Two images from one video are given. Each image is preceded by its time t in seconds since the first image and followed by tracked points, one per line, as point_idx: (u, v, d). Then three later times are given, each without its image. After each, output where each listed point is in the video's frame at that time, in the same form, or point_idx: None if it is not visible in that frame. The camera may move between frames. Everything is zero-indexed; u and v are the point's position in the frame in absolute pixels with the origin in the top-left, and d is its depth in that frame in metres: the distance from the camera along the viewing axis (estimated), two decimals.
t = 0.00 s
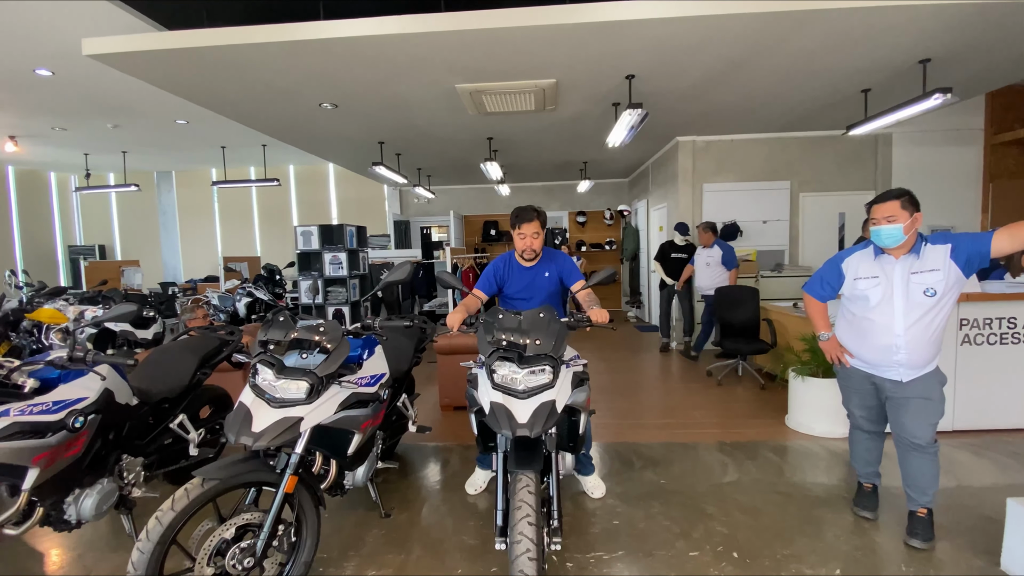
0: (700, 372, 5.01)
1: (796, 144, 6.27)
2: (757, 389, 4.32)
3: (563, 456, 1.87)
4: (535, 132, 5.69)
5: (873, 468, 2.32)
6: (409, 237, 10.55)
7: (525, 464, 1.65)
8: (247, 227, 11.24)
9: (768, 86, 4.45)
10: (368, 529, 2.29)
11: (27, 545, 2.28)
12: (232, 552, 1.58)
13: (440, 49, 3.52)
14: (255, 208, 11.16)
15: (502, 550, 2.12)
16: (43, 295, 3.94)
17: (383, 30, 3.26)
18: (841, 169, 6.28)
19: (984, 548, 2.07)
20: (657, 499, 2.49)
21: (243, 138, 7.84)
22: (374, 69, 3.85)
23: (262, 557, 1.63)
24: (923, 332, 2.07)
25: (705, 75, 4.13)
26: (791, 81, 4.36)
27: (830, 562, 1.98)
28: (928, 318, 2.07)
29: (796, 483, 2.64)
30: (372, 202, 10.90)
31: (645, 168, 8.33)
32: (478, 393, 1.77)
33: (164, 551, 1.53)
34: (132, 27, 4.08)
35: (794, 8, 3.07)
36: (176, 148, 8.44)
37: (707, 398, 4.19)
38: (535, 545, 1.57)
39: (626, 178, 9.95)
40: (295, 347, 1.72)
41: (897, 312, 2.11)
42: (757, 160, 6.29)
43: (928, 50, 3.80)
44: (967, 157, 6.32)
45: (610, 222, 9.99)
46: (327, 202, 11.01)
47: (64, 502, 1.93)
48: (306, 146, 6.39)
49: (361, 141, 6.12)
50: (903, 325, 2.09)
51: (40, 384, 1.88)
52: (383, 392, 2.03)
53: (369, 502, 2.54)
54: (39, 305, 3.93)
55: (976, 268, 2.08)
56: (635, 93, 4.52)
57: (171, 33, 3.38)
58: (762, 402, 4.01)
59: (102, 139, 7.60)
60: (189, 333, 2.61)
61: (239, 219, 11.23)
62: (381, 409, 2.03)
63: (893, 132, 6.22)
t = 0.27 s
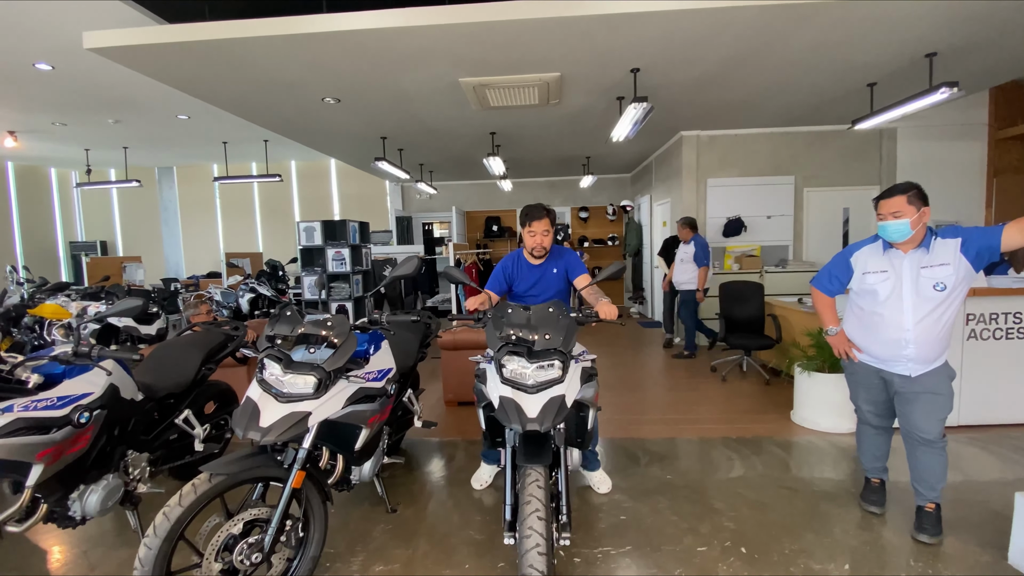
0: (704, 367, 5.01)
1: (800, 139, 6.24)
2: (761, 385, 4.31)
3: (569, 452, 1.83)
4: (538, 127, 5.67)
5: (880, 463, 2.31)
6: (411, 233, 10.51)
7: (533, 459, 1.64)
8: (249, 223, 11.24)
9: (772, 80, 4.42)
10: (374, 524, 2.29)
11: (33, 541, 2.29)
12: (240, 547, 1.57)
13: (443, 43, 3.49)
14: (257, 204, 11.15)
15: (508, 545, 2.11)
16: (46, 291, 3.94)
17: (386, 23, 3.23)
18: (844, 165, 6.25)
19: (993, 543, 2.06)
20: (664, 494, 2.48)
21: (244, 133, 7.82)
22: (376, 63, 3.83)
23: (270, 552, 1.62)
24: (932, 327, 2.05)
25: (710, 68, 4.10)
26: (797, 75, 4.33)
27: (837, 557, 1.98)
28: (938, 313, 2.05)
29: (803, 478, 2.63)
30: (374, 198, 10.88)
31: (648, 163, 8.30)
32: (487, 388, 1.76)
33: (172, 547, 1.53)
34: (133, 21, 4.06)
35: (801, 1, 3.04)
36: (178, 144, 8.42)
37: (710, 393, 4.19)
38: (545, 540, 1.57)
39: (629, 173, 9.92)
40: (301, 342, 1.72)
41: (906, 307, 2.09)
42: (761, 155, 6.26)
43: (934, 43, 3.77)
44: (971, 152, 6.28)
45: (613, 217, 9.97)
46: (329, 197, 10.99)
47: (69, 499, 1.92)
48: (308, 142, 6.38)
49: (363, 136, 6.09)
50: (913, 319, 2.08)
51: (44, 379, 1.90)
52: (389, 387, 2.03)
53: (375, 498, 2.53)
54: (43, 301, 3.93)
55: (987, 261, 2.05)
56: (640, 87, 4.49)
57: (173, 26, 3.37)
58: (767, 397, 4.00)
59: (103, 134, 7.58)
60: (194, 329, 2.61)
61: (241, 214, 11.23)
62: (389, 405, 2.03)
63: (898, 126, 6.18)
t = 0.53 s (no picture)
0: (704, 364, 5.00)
1: (801, 136, 6.22)
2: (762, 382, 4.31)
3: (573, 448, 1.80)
4: (538, 123, 5.64)
5: (883, 460, 2.31)
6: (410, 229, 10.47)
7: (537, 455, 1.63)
8: (248, 218, 11.19)
9: (775, 76, 4.40)
10: (375, 521, 2.27)
11: (31, 537, 2.27)
12: (239, 544, 1.56)
13: (444, 36, 3.46)
14: (255, 199, 11.10)
15: (511, 542, 2.10)
16: (43, 286, 3.91)
17: (386, 16, 3.20)
18: (846, 162, 6.24)
19: (996, 539, 2.05)
20: (666, 491, 2.47)
21: (242, 128, 7.77)
22: (376, 56, 3.80)
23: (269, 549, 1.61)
24: (937, 323, 2.03)
25: (712, 63, 4.08)
26: (800, 71, 4.30)
27: (841, 554, 1.97)
28: (943, 309, 2.04)
29: (805, 475, 2.63)
30: (373, 194, 10.84)
31: (649, 160, 8.27)
32: (490, 383, 1.75)
33: (170, 543, 1.51)
34: (130, 12, 4.01)
35: None
36: (175, 138, 8.36)
37: (711, 390, 4.18)
38: (549, 534, 1.56)
39: (629, 170, 9.89)
40: (302, 336, 1.70)
41: (910, 303, 2.08)
42: (762, 152, 6.25)
43: (938, 39, 3.74)
44: (973, 150, 6.27)
45: (613, 214, 9.95)
46: (328, 193, 10.94)
47: (66, 494, 1.90)
48: (307, 137, 6.34)
49: (362, 131, 6.06)
50: (917, 315, 2.06)
51: (41, 372, 1.88)
52: (391, 382, 2.01)
53: (375, 494, 2.52)
54: (40, 295, 3.90)
55: (992, 257, 2.04)
56: (642, 83, 4.47)
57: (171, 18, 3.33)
58: (768, 394, 3.99)
59: (100, 129, 7.52)
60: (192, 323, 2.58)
61: (240, 210, 11.18)
62: (390, 400, 2.01)
63: (900, 123, 6.16)
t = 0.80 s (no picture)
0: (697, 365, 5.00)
1: (793, 138, 6.26)
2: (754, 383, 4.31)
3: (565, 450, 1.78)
4: (532, 122, 5.62)
5: (875, 461, 2.30)
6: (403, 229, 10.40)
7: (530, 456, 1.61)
8: (238, 217, 11.06)
9: (768, 78, 4.41)
10: (365, 524, 2.23)
11: (8, 541, 2.20)
12: (224, 549, 1.51)
13: (438, 33, 3.43)
14: (245, 197, 10.98)
15: (502, 545, 2.07)
16: (26, 283, 3.82)
17: (379, 11, 3.16)
18: (837, 165, 6.28)
19: (987, 541, 2.06)
20: (659, 493, 2.45)
21: (233, 125, 7.67)
22: (369, 53, 3.76)
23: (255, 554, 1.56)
24: (931, 324, 2.03)
25: (707, 64, 4.07)
26: (793, 74, 4.32)
27: (834, 556, 1.96)
28: (937, 310, 2.04)
29: (798, 476, 2.62)
30: (366, 193, 10.76)
31: (642, 161, 8.28)
32: (484, 383, 1.72)
33: (152, 548, 1.46)
34: (117, 5, 3.94)
35: None
36: (164, 135, 8.25)
37: (703, 391, 4.18)
38: (542, 536, 1.53)
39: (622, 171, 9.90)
40: (290, 336, 1.66)
41: (904, 304, 2.08)
42: (755, 153, 6.27)
43: (929, 43, 3.77)
44: (962, 154, 6.34)
45: (606, 215, 9.95)
46: (319, 192, 10.85)
47: (45, 497, 1.85)
48: (299, 134, 6.27)
49: (354, 129, 6.00)
50: (911, 316, 2.06)
51: (19, 372, 1.80)
52: (381, 383, 1.98)
53: (365, 496, 2.48)
54: (22, 293, 3.81)
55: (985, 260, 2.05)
56: (636, 83, 4.46)
57: (159, 11, 3.27)
58: (760, 395, 3.99)
59: (86, 124, 7.40)
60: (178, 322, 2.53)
61: (230, 208, 11.05)
62: (380, 401, 1.98)
63: (890, 127, 6.21)
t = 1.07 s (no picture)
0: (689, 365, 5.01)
1: (786, 139, 6.27)
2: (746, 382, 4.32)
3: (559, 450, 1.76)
4: (526, 120, 5.59)
5: (868, 461, 2.30)
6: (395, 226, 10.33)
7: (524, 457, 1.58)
8: (228, 213, 10.93)
9: (763, 78, 4.41)
10: (354, 525, 2.20)
11: None
12: (207, 552, 1.47)
13: (431, 27, 3.38)
14: (236, 193, 10.85)
15: (494, 546, 2.04)
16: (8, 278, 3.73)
17: (371, 4, 3.11)
18: (829, 165, 6.31)
19: (978, 540, 2.06)
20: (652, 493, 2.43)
21: (223, 119, 7.57)
22: (362, 47, 3.70)
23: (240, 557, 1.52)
24: (925, 324, 2.03)
25: (702, 63, 4.06)
26: (787, 73, 4.32)
27: (827, 556, 1.95)
28: (930, 310, 2.04)
29: (790, 476, 2.62)
30: (358, 190, 10.67)
31: (636, 160, 8.28)
32: (477, 383, 1.69)
33: (133, 551, 1.42)
34: None
35: None
36: (152, 128, 8.12)
37: (695, 391, 4.18)
38: (535, 537, 1.51)
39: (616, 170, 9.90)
40: (276, 334, 1.62)
41: (898, 304, 2.08)
42: (748, 153, 6.28)
43: (923, 44, 3.78)
44: (952, 155, 6.38)
45: (599, 214, 9.95)
46: (311, 188, 10.75)
47: (24, 499, 1.79)
48: (290, 129, 6.19)
49: (346, 125, 5.93)
50: (905, 316, 2.06)
51: None
52: (371, 381, 1.94)
53: (354, 497, 2.44)
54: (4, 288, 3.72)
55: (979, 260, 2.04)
56: (631, 81, 4.44)
57: None
58: (752, 395, 4.00)
59: (72, 117, 7.25)
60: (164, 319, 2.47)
61: (219, 203, 10.92)
62: (370, 401, 1.94)
63: (882, 128, 6.25)
